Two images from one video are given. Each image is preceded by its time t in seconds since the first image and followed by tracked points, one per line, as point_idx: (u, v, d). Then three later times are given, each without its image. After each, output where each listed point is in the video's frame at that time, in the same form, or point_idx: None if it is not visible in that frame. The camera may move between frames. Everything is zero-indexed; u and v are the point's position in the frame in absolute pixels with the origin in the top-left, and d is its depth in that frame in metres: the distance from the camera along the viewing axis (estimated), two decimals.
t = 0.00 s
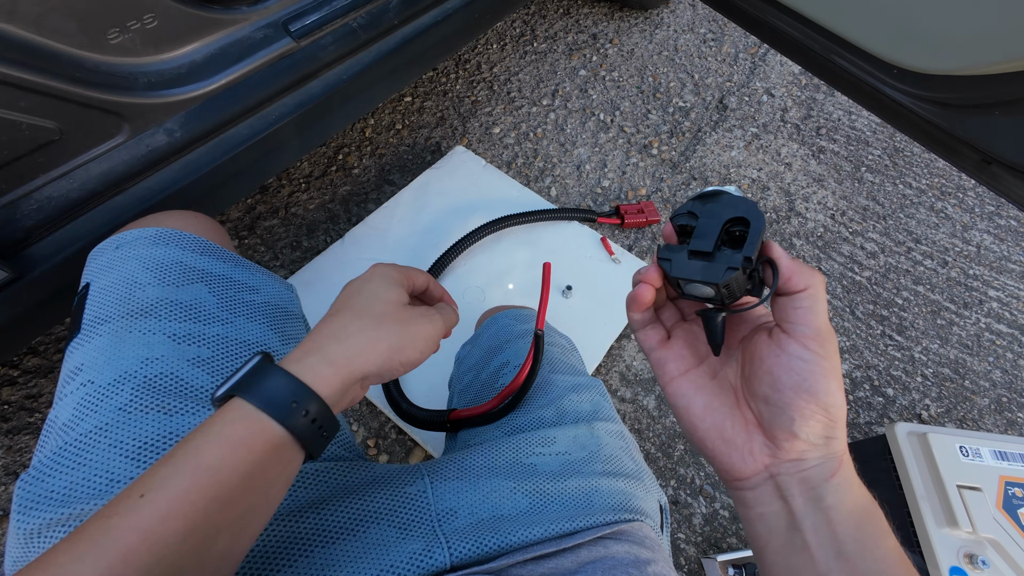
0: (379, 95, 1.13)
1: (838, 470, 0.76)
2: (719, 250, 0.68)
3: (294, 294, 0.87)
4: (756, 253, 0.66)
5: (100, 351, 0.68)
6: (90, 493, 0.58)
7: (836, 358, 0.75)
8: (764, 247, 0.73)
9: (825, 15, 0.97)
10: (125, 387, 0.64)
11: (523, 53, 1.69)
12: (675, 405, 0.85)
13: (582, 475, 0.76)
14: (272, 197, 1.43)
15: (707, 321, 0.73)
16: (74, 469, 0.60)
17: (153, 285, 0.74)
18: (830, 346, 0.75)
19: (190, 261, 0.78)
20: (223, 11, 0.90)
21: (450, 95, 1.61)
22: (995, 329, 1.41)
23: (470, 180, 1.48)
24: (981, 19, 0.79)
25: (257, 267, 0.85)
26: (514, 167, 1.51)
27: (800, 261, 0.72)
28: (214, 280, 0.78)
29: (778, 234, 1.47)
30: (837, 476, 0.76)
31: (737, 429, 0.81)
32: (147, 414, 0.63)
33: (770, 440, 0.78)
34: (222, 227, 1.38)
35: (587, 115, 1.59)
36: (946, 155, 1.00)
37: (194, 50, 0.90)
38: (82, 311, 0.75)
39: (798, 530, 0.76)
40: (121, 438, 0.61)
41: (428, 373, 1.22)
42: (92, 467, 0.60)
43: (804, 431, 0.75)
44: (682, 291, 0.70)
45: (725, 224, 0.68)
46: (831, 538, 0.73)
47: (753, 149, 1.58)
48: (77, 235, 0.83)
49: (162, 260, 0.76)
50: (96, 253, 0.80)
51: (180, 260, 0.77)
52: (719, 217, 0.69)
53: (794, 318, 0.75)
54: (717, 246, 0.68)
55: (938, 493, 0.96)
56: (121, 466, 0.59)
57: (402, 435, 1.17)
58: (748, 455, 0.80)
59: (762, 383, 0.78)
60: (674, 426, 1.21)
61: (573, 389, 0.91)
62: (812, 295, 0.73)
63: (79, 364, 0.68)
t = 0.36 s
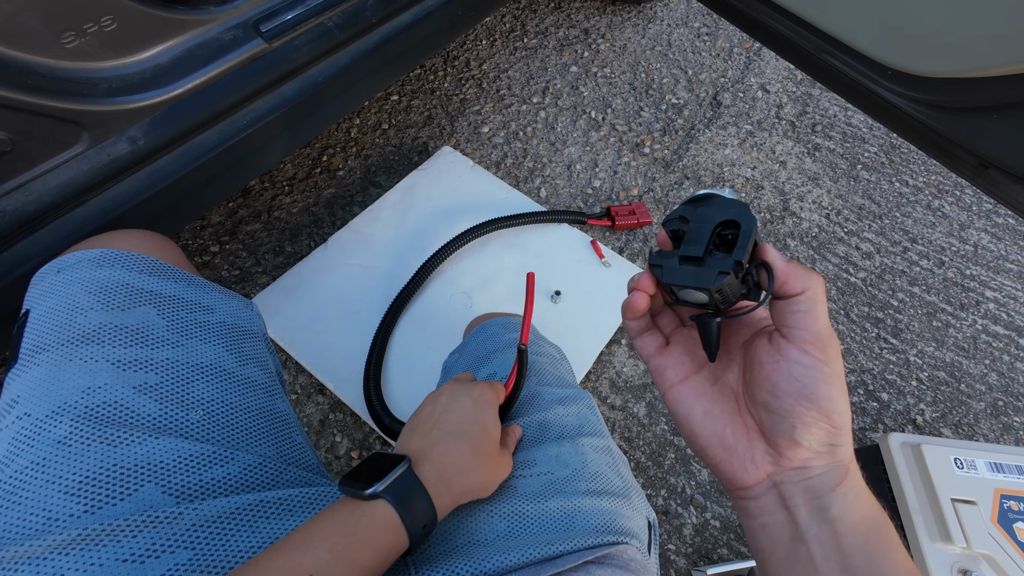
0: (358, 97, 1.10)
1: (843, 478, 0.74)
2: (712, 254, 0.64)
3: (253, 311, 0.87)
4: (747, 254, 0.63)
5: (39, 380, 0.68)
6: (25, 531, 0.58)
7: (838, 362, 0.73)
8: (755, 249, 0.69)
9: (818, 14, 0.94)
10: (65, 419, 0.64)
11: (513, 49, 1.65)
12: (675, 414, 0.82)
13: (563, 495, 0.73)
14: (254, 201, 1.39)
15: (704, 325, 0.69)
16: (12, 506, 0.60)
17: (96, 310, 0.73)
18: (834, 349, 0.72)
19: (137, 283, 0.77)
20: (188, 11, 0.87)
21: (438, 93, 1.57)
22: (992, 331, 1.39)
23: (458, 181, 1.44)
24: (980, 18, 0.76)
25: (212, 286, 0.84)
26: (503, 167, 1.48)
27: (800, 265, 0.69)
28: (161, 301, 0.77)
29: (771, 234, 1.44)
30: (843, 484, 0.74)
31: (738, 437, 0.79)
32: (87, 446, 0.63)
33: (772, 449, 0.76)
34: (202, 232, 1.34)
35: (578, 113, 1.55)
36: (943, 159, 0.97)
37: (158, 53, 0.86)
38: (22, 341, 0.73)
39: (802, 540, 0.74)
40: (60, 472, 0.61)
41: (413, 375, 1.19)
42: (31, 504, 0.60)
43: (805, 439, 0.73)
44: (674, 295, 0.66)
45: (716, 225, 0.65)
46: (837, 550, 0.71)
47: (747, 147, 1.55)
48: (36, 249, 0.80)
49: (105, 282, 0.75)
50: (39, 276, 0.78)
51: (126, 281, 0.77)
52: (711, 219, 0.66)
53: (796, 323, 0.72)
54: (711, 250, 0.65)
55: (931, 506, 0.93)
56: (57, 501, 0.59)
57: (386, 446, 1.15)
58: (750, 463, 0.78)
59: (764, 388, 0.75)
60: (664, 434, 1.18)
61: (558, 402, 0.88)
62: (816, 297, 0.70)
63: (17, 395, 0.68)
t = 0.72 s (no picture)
0: (359, 89, 1.12)
1: (827, 416, 0.75)
2: (685, 207, 0.66)
3: (263, 296, 0.90)
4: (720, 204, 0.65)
5: (60, 363, 0.70)
6: (56, 505, 0.61)
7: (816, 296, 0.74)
8: (730, 198, 0.71)
9: (809, 4, 0.96)
10: (88, 400, 0.67)
11: (511, 42, 1.66)
12: (661, 368, 0.83)
13: (567, 469, 0.76)
14: (257, 193, 1.40)
15: (685, 281, 0.71)
16: (41, 482, 0.63)
17: (112, 295, 0.76)
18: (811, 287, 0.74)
19: (149, 268, 0.79)
20: (191, 4, 0.88)
21: (437, 86, 1.58)
22: (982, 316, 1.41)
23: (457, 172, 1.46)
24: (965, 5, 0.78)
25: (222, 271, 0.86)
26: (502, 159, 1.50)
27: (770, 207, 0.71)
28: (175, 286, 0.79)
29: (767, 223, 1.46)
30: (827, 421, 0.75)
31: (724, 385, 0.80)
32: (111, 426, 0.66)
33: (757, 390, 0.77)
34: (206, 225, 1.35)
35: (576, 105, 1.57)
36: (933, 146, 0.99)
37: (164, 46, 0.88)
38: (38, 325, 0.76)
39: (790, 477, 0.74)
40: (86, 450, 0.64)
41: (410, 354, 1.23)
42: (59, 480, 0.63)
43: (789, 374, 0.74)
44: (650, 252, 0.68)
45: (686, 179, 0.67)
46: (824, 483, 0.72)
47: (743, 137, 1.57)
48: (50, 237, 0.83)
49: (119, 268, 0.78)
50: (49, 262, 0.80)
51: (139, 267, 0.79)
52: (682, 172, 0.67)
53: (773, 266, 0.73)
54: (684, 202, 0.67)
55: (919, 482, 0.97)
56: (86, 478, 0.62)
57: (390, 430, 1.16)
58: (736, 407, 0.79)
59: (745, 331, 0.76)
60: (662, 417, 1.21)
61: (556, 379, 0.91)
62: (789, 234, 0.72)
63: (39, 377, 0.71)
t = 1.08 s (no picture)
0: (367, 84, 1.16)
1: (824, 344, 0.78)
2: (621, 153, 0.69)
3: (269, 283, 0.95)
4: (652, 142, 0.67)
5: (87, 349, 0.72)
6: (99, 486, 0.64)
7: (789, 218, 0.78)
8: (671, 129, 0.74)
9: None
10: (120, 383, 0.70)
11: (513, 37, 1.69)
12: (649, 317, 0.91)
13: (574, 444, 0.80)
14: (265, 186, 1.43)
15: (649, 227, 0.75)
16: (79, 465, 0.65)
17: (132, 282, 0.78)
18: (778, 207, 0.77)
19: (166, 257, 0.82)
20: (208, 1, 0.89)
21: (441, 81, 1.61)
22: (974, 304, 1.45)
23: (462, 166, 1.50)
24: None
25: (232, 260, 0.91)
26: (505, 152, 1.53)
27: (711, 130, 0.75)
28: (192, 274, 0.83)
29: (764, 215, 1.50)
30: (824, 350, 0.77)
31: (711, 324, 0.86)
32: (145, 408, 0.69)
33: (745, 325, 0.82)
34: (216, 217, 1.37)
35: (577, 99, 1.60)
36: (923, 136, 1.03)
37: (180, 41, 0.90)
38: (59, 313, 0.78)
39: (787, 415, 0.77)
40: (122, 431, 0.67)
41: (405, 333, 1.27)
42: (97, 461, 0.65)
43: (777, 305, 0.78)
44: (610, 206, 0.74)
45: (616, 125, 0.69)
46: (824, 419, 0.74)
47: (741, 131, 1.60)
48: (74, 226, 0.88)
49: (136, 256, 0.80)
50: (69, 251, 0.83)
51: (156, 256, 0.82)
52: (613, 117, 0.70)
53: (734, 188, 0.78)
54: (620, 148, 0.70)
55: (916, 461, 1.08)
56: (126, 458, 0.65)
57: (400, 415, 1.20)
58: (726, 343, 0.84)
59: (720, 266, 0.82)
60: (663, 402, 1.24)
61: (562, 361, 0.96)
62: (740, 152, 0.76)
63: (67, 363, 0.72)
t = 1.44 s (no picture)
0: (373, 80, 1.17)
1: (818, 338, 0.78)
2: (591, 171, 0.69)
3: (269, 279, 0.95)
4: (614, 155, 0.66)
5: (86, 351, 0.74)
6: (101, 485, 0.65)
7: (767, 208, 0.79)
8: (637, 135, 0.73)
9: None
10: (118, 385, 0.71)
11: (516, 35, 1.69)
12: (643, 318, 0.93)
13: (575, 438, 0.81)
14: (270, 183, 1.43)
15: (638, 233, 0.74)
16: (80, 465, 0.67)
17: (129, 284, 0.79)
18: (755, 198, 0.78)
19: (161, 258, 0.83)
20: None
21: (443, 78, 1.61)
22: (975, 301, 1.46)
23: (465, 163, 1.50)
24: None
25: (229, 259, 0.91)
26: (508, 150, 1.54)
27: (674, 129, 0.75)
28: (188, 274, 0.84)
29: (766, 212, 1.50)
30: (818, 344, 0.78)
31: (701, 320, 0.87)
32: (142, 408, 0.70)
33: (734, 322, 0.83)
34: (220, 215, 1.37)
35: (580, 97, 1.61)
36: (924, 131, 1.04)
37: (187, 39, 0.90)
38: (61, 313, 0.79)
39: (780, 412, 0.78)
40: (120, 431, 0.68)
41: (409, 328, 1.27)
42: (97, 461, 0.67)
43: (764, 299, 0.79)
44: (591, 222, 0.74)
45: (578, 146, 0.69)
46: (818, 417, 0.75)
47: (743, 128, 1.61)
48: (84, 222, 0.90)
49: (131, 258, 0.81)
50: (64, 256, 0.83)
51: (150, 257, 0.82)
52: (574, 140, 0.70)
53: (707, 182, 0.78)
54: (588, 167, 0.69)
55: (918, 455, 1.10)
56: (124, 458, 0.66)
57: (405, 410, 1.20)
58: (715, 340, 0.85)
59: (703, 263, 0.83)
60: (666, 397, 1.25)
61: (563, 357, 0.97)
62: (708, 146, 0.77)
63: (66, 364, 0.74)
